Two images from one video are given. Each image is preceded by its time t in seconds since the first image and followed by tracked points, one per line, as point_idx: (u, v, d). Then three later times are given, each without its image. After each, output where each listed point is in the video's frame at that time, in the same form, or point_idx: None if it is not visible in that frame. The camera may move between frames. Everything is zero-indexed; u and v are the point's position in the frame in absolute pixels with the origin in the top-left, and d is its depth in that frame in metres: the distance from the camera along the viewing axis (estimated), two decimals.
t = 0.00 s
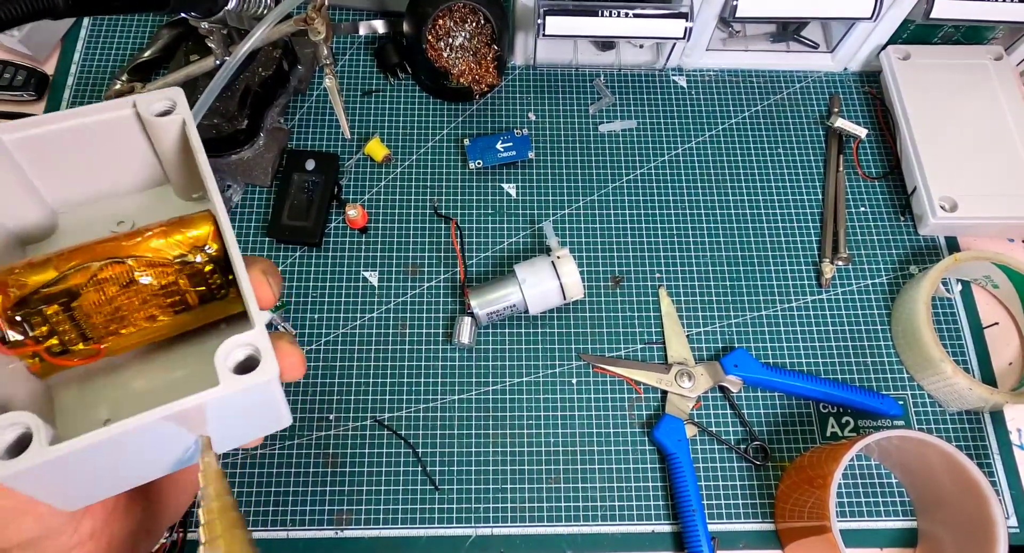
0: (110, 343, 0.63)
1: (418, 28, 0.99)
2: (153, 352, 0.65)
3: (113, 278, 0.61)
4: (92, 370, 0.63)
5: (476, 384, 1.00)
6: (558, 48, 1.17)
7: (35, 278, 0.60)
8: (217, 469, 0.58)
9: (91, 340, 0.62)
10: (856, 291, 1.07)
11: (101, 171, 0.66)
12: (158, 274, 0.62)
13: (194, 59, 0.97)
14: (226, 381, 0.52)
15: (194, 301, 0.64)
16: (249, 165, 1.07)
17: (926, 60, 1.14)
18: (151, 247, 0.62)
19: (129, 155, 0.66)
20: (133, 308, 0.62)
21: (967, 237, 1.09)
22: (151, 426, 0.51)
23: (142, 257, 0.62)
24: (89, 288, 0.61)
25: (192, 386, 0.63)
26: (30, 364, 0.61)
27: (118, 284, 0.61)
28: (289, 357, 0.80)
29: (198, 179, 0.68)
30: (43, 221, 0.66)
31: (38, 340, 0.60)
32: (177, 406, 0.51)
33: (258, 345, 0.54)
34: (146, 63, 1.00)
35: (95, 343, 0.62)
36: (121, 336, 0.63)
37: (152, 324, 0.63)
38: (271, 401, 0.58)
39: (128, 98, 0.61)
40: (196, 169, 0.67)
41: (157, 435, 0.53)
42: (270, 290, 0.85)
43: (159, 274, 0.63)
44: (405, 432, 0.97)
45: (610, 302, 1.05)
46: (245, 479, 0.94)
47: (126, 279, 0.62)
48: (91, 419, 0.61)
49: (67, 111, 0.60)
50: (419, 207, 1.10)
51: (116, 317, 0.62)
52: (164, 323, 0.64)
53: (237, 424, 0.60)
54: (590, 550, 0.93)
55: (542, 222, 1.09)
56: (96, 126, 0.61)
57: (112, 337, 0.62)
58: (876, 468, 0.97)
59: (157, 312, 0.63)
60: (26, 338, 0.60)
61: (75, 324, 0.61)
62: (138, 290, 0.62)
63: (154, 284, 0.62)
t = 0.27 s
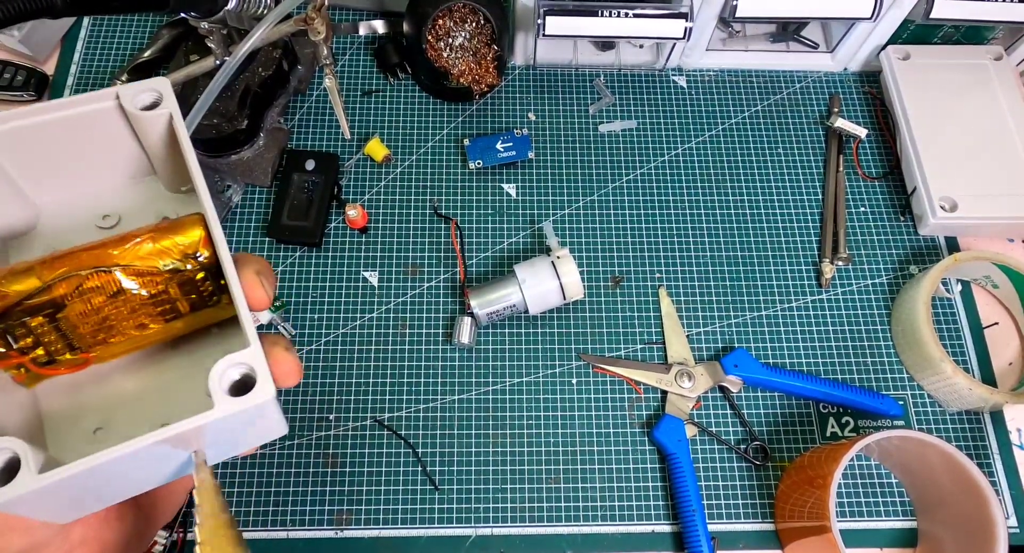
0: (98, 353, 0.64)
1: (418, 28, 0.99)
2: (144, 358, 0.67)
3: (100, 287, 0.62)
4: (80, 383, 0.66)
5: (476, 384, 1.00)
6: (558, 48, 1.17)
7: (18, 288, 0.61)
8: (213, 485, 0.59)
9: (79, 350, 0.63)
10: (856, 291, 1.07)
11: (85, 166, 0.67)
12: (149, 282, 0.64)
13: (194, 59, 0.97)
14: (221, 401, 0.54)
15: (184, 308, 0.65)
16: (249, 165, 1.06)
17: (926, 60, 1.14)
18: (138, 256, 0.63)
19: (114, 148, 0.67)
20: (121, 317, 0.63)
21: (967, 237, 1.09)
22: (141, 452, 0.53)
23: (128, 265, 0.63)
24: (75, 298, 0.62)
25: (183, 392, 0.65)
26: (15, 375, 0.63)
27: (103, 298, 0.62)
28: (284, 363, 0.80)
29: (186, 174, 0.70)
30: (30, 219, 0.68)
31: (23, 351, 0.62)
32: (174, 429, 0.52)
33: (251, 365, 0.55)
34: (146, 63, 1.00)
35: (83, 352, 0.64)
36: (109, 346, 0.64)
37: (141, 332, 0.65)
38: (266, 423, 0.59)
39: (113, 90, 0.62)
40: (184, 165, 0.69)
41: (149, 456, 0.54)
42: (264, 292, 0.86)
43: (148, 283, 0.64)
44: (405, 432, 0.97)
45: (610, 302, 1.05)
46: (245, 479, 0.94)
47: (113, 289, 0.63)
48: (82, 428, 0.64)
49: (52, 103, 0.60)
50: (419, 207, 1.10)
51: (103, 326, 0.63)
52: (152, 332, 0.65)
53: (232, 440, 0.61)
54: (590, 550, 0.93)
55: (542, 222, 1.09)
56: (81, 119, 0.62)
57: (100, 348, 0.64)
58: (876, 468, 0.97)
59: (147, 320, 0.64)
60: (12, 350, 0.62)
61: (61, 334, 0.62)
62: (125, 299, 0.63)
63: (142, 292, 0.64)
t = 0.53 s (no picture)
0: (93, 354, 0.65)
1: (418, 28, 0.99)
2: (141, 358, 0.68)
3: (96, 289, 0.63)
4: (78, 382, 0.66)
5: (476, 385, 1.00)
6: (558, 48, 1.17)
7: (14, 289, 0.61)
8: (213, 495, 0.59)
9: (75, 351, 0.63)
10: (856, 291, 1.07)
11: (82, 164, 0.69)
12: (146, 284, 0.64)
13: (194, 59, 0.97)
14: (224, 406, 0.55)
15: (182, 309, 0.66)
16: (249, 165, 1.06)
17: (926, 60, 1.14)
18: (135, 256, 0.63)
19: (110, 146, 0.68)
20: (118, 317, 0.64)
21: (967, 237, 1.09)
22: (141, 457, 0.53)
23: (126, 266, 0.63)
24: (72, 300, 0.62)
25: (180, 390, 0.66)
26: (10, 376, 0.63)
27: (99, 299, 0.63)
28: (282, 365, 0.80)
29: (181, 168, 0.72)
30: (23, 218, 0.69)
31: (17, 353, 0.61)
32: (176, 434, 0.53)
33: (256, 370, 0.57)
34: (146, 63, 1.00)
35: (78, 353, 0.64)
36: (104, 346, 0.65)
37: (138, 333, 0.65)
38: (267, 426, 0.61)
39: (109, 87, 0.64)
40: (179, 159, 0.70)
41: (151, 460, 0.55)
42: (261, 292, 0.86)
43: (145, 285, 0.64)
44: (405, 433, 0.97)
45: (610, 302, 1.05)
46: (245, 479, 0.94)
47: (111, 291, 0.63)
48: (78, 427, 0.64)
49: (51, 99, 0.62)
50: (419, 207, 1.10)
51: (100, 328, 0.64)
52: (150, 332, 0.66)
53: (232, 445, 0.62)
54: (590, 550, 0.93)
55: (542, 222, 1.09)
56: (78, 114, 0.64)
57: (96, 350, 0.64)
58: (876, 468, 0.97)
59: (144, 321, 0.65)
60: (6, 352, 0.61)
61: (57, 335, 0.62)
62: (123, 300, 0.63)
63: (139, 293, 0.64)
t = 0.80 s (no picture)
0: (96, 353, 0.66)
1: (418, 28, 0.99)
2: (143, 359, 0.69)
3: (101, 289, 0.63)
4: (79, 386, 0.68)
5: (476, 385, 1.00)
6: (558, 49, 1.17)
7: (18, 288, 0.62)
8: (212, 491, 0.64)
9: (77, 351, 0.64)
10: (856, 291, 1.07)
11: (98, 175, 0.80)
12: (150, 284, 0.64)
13: (194, 59, 0.97)
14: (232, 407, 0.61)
15: (186, 310, 0.66)
16: (249, 165, 1.05)
17: (926, 60, 1.14)
18: (142, 257, 0.64)
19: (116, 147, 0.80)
20: (121, 318, 0.64)
21: (967, 237, 1.09)
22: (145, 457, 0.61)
23: (131, 267, 0.64)
24: (76, 300, 0.63)
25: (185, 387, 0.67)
26: (13, 376, 0.65)
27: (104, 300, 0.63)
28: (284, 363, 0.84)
29: (184, 164, 0.75)
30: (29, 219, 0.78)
31: (20, 352, 0.63)
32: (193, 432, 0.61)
33: (260, 371, 0.63)
34: (146, 63, 1.00)
35: (81, 352, 0.65)
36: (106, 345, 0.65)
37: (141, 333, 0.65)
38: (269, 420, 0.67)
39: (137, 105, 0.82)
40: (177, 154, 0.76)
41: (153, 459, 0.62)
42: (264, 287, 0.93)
43: (149, 285, 0.64)
44: (405, 433, 0.97)
45: (610, 302, 1.05)
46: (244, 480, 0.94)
47: (115, 291, 0.63)
48: (82, 426, 0.66)
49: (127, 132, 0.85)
50: (420, 207, 1.10)
51: (103, 328, 0.64)
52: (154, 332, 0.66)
53: (237, 436, 0.69)
54: (590, 550, 0.93)
55: (542, 222, 1.09)
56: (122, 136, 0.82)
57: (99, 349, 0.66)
58: (876, 468, 0.97)
59: (147, 322, 0.65)
60: (11, 351, 0.63)
61: (60, 335, 0.63)
62: (126, 301, 0.64)
63: (143, 294, 0.64)
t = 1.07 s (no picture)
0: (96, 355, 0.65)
1: (418, 28, 0.99)
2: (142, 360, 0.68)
3: (103, 291, 0.63)
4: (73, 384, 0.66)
5: (477, 385, 1.00)
6: (558, 49, 1.17)
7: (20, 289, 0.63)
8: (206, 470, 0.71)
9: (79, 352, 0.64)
10: (856, 291, 1.07)
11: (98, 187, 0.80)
12: (153, 286, 0.65)
13: (194, 59, 0.97)
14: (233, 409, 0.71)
15: (187, 311, 0.68)
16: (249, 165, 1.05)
17: (926, 60, 1.14)
18: (145, 258, 0.65)
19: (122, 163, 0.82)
20: (124, 319, 0.64)
21: (967, 237, 1.09)
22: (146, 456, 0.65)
23: (133, 269, 0.65)
24: (78, 302, 0.63)
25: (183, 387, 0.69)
26: (13, 377, 0.63)
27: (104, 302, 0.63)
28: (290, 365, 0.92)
29: (188, 163, 0.77)
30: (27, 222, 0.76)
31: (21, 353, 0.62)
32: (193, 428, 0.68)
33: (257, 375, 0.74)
34: (146, 63, 1.00)
35: (82, 354, 0.64)
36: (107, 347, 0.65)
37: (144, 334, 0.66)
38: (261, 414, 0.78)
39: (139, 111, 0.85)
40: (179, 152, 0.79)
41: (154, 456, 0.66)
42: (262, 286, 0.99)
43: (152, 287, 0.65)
44: (405, 433, 0.97)
45: (610, 302, 1.05)
46: (245, 480, 0.94)
47: (118, 293, 0.63)
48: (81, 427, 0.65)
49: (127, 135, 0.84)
50: (420, 207, 1.10)
51: (104, 330, 0.64)
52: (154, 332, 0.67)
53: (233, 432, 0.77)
54: (590, 550, 0.93)
55: (542, 222, 1.09)
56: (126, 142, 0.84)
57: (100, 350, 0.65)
58: (876, 468, 0.97)
59: (150, 323, 0.66)
60: (13, 352, 0.62)
61: (62, 337, 0.62)
62: (129, 302, 0.64)
63: (145, 296, 0.65)
